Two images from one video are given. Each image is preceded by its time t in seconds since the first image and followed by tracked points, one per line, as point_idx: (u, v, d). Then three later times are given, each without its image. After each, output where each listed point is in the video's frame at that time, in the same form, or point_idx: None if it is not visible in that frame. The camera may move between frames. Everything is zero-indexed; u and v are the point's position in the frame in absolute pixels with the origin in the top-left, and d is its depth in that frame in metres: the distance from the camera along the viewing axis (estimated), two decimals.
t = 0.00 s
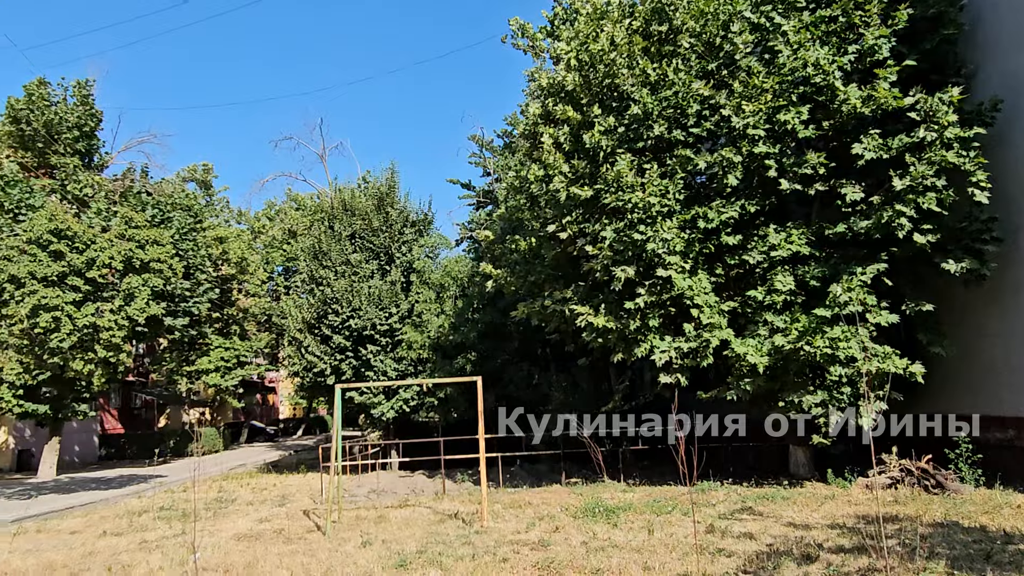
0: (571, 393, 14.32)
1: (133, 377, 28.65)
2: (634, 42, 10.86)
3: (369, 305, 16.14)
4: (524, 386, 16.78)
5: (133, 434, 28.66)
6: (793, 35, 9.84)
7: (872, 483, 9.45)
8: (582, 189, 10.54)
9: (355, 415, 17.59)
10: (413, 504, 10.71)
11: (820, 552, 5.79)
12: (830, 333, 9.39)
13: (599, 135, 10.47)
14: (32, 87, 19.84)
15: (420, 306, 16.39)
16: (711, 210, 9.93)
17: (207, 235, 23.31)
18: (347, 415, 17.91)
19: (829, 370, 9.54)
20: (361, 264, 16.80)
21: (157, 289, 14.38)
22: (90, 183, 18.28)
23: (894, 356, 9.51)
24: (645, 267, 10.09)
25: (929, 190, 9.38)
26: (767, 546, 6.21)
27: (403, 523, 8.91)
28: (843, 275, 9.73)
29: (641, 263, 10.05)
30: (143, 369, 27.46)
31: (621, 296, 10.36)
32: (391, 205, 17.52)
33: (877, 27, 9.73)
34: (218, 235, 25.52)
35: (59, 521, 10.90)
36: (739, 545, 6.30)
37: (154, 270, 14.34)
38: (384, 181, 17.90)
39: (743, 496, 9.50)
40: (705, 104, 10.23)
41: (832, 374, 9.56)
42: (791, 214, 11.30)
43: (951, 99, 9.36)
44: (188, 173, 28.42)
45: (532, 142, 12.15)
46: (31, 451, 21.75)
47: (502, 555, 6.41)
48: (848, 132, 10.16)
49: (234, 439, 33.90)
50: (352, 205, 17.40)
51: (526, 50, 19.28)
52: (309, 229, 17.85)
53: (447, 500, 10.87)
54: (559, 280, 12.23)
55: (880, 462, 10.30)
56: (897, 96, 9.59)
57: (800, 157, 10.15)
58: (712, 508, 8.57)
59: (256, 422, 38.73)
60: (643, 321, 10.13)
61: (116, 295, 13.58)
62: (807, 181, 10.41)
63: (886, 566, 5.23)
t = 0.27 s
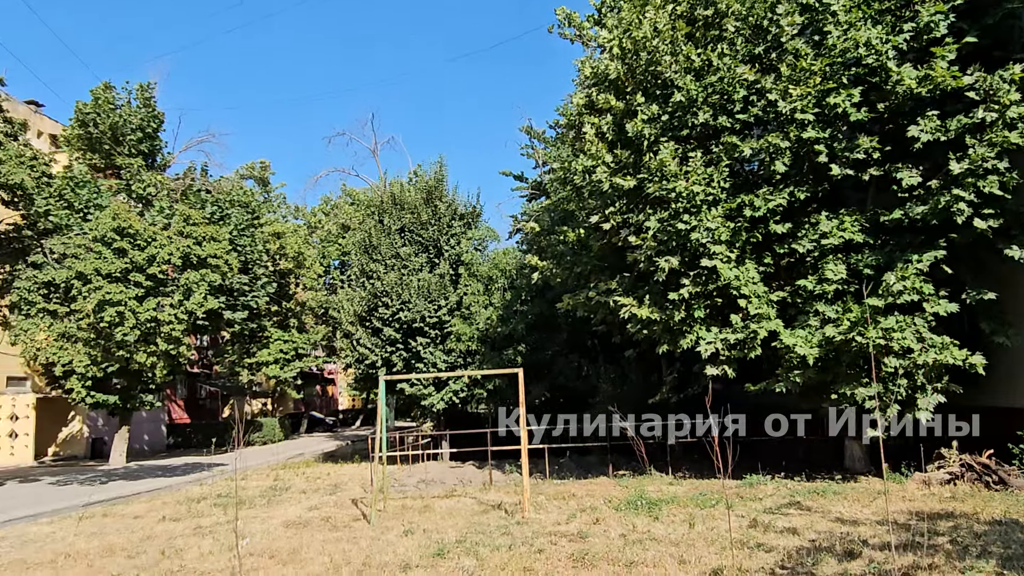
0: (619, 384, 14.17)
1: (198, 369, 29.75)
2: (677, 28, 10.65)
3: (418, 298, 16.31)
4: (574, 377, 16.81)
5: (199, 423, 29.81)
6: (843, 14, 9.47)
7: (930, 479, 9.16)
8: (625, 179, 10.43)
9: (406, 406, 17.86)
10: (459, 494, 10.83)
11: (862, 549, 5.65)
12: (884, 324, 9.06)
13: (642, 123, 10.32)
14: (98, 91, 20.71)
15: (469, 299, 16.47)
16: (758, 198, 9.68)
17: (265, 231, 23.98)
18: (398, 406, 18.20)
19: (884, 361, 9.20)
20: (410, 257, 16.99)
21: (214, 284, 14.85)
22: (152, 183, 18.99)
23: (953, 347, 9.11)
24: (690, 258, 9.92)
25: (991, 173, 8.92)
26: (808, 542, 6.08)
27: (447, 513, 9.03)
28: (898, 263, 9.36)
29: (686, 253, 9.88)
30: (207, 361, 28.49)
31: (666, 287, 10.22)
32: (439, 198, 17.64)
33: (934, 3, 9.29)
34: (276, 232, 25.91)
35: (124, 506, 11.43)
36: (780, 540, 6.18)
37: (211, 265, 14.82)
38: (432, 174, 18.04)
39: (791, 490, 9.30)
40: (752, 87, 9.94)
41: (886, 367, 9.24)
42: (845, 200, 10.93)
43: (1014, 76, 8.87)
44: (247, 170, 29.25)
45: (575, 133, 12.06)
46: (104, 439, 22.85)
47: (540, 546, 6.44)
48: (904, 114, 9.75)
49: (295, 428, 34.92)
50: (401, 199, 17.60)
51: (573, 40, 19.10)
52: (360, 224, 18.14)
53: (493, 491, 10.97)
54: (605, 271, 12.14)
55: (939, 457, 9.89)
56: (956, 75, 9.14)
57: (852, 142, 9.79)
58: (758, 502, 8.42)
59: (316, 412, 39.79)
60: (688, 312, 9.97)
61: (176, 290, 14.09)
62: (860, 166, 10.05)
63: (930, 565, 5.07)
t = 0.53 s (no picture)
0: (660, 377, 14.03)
1: (251, 361, 30.58)
2: (715, 15, 10.44)
3: (460, 291, 16.42)
4: (617, 369, 16.71)
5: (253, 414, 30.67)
6: None
7: (980, 475, 8.79)
8: (661, 170, 10.30)
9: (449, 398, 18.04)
10: (497, 486, 10.92)
11: (896, 547, 5.51)
12: (930, 315, 8.75)
13: (678, 113, 10.18)
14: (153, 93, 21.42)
15: (511, 291, 16.54)
16: (798, 186, 9.43)
17: (313, 226, 24.48)
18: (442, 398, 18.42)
19: (931, 354, 8.90)
20: (452, 251, 17.12)
21: (261, 279, 15.24)
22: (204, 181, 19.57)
23: (1005, 339, 8.75)
24: (728, 249, 9.76)
25: None
26: (841, 539, 5.96)
27: (483, 504, 9.13)
28: (946, 253, 9.02)
29: (724, 244, 9.72)
30: (260, 353, 29.28)
31: (703, 279, 10.07)
32: (481, 191, 17.70)
33: None
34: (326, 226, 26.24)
35: (176, 494, 11.86)
36: (813, 537, 6.07)
37: (258, 260, 15.21)
38: (473, 168, 18.11)
39: (833, 486, 9.08)
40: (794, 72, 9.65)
41: (933, 359, 8.93)
42: (893, 187, 10.57)
43: None
44: (295, 167, 29.88)
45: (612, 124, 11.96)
46: (163, 429, 23.73)
47: (568, 539, 6.46)
48: (953, 97, 9.37)
49: (345, 420, 35.63)
50: (443, 193, 17.73)
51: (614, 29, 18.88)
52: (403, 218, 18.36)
53: (531, 483, 11.02)
54: (643, 263, 12.03)
55: (991, 453, 9.54)
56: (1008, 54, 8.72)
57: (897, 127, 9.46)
58: (796, 498, 8.25)
59: (365, 404, 40.51)
60: (727, 304, 9.82)
61: (225, 285, 14.50)
62: (907, 152, 9.70)
63: (966, 565, 4.92)
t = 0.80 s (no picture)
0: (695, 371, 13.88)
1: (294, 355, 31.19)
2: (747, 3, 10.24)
3: (495, 286, 16.48)
4: (653, 364, 16.41)
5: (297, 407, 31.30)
6: None
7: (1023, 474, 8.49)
8: (693, 162, 10.18)
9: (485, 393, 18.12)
10: (529, 480, 10.96)
11: (923, 547, 5.40)
12: (971, 309, 8.47)
13: (709, 104, 10.03)
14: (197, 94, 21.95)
15: (546, 286, 16.65)
16: (833, 177, 9.22)
17: (352, 222, 24.81)
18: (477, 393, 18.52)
19: (972, 349, 8.62)
20: (487, 245, 17.19)
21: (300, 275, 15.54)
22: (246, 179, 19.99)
23: None
24: (760, 242, 9.60)
25: None
26: (868, 538, 5.85)
27: (512, 498, 9.18)
28: (989, 244, 8.71)
29: (756, 237, 9.56)
30: (303, 347, 29.83)
31: (735, 272, 9.92)
32: (516, 186, 17.70)
33: None
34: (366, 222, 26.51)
35: (218, 484, 12.21)
36: (839, 535, 5.97)
37: (296, 256, 15.50)
38: (508, 162, 18.12)
39: (868, 483, 8.88)
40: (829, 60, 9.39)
41: (975, 355, 8.66)
42: (936, 177, 10.24)
43: None
44: (336, 164, 30.30)
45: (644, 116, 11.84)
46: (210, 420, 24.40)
47: (591, 533, 6.46)
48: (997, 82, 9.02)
49: (387, 412, 36.09)
50: (478, 188, 17.78)
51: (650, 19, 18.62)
52: (439, 213, 18.50)
53: (562, 477, 11.04)
54: (676, 256, 11.89)
55: None
56: None
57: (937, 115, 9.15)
58: (828, 495, 8.11)
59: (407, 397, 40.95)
60: (759, 298, 9.66)
61: (264, 281, 14.84)
62: (949, 140, 9.38)
63: (994, 566, 4.80)
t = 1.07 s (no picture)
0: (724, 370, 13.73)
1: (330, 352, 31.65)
2: None
3: (523, 283, 16.50)
4: (683, 363, 16.26)
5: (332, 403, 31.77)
6: None
7: None
8: (717, 158, 10.05)
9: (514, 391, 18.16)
10: (553, 477, 10.97)
11: (943, 551, 5.26)
12: (1005, 306, 8.21)
13: (734, 99, 9.89)
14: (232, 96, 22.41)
15: (574, 283, 16.57)
16: (860, 172, 9.00)
17: (385, 220, 25.07)
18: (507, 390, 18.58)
19: (1007, 348, 8.36)
20: (516, 243, 17.21)
21: (330, 273, 15.76)
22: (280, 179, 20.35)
23: None
24: (785, 238, 9.44)
25: None
26: (886, 540, 5.73)
27: (534, 495, 9.21)
28: None
29: (781, 233, 9.41)
30: (338, 344, 30.25)
31: (761, 269, 9.77)
32: (544, 183, 17.68)
33: None
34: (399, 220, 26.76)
35: (249, 478, 12.47)
36: (856, 537, 5.86)
37: (326, 255, 15.73)
38: (537, 159, 18.11)
39: (897, 485, 8.66)
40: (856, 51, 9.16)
41: (1009, 354, 8.40)
42: (971, 170, 9.93)
43: None
44: (369, 163, 30.63)
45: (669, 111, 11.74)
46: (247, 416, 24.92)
47: (606, 532, 6.44)
48: None
49: (421, 409, 36.38)
50: (506, 185, 17.80)
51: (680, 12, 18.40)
52: (468, 211, 18.59)
53: (586, 475, 11.01)
54: (703, 253, 11.77)
55: None
56: None
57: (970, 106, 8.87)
58: (854, 496, 7.93)
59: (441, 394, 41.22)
60: (785, 295, 9.51)
61: (295, 279, 15.10)
62: (984, 132, 9.09)
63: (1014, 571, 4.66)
